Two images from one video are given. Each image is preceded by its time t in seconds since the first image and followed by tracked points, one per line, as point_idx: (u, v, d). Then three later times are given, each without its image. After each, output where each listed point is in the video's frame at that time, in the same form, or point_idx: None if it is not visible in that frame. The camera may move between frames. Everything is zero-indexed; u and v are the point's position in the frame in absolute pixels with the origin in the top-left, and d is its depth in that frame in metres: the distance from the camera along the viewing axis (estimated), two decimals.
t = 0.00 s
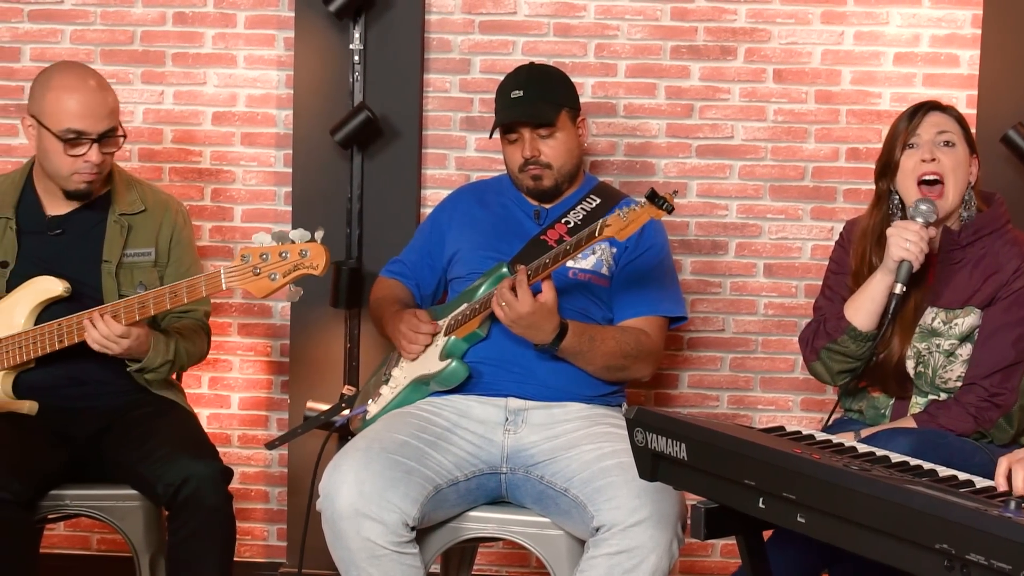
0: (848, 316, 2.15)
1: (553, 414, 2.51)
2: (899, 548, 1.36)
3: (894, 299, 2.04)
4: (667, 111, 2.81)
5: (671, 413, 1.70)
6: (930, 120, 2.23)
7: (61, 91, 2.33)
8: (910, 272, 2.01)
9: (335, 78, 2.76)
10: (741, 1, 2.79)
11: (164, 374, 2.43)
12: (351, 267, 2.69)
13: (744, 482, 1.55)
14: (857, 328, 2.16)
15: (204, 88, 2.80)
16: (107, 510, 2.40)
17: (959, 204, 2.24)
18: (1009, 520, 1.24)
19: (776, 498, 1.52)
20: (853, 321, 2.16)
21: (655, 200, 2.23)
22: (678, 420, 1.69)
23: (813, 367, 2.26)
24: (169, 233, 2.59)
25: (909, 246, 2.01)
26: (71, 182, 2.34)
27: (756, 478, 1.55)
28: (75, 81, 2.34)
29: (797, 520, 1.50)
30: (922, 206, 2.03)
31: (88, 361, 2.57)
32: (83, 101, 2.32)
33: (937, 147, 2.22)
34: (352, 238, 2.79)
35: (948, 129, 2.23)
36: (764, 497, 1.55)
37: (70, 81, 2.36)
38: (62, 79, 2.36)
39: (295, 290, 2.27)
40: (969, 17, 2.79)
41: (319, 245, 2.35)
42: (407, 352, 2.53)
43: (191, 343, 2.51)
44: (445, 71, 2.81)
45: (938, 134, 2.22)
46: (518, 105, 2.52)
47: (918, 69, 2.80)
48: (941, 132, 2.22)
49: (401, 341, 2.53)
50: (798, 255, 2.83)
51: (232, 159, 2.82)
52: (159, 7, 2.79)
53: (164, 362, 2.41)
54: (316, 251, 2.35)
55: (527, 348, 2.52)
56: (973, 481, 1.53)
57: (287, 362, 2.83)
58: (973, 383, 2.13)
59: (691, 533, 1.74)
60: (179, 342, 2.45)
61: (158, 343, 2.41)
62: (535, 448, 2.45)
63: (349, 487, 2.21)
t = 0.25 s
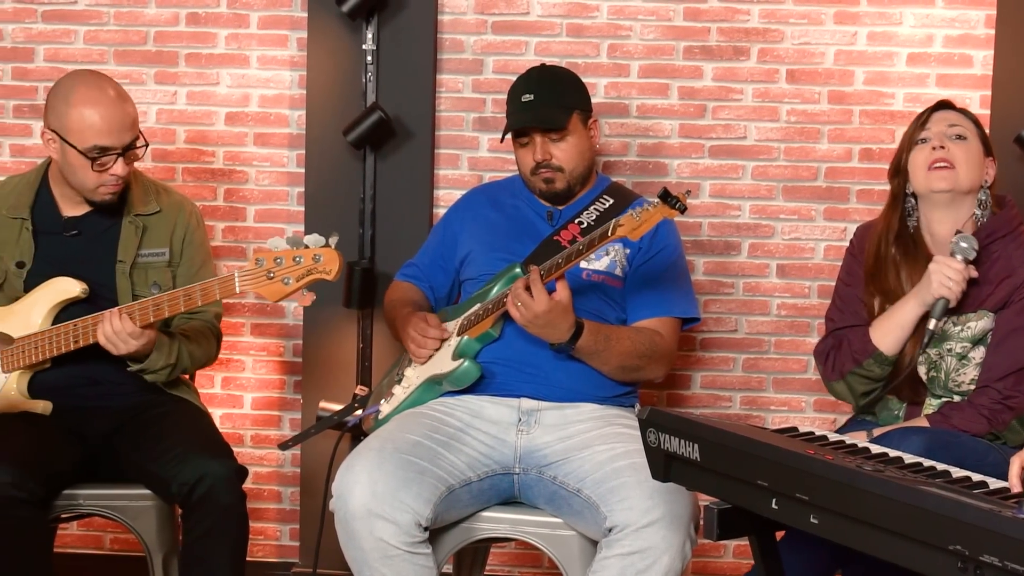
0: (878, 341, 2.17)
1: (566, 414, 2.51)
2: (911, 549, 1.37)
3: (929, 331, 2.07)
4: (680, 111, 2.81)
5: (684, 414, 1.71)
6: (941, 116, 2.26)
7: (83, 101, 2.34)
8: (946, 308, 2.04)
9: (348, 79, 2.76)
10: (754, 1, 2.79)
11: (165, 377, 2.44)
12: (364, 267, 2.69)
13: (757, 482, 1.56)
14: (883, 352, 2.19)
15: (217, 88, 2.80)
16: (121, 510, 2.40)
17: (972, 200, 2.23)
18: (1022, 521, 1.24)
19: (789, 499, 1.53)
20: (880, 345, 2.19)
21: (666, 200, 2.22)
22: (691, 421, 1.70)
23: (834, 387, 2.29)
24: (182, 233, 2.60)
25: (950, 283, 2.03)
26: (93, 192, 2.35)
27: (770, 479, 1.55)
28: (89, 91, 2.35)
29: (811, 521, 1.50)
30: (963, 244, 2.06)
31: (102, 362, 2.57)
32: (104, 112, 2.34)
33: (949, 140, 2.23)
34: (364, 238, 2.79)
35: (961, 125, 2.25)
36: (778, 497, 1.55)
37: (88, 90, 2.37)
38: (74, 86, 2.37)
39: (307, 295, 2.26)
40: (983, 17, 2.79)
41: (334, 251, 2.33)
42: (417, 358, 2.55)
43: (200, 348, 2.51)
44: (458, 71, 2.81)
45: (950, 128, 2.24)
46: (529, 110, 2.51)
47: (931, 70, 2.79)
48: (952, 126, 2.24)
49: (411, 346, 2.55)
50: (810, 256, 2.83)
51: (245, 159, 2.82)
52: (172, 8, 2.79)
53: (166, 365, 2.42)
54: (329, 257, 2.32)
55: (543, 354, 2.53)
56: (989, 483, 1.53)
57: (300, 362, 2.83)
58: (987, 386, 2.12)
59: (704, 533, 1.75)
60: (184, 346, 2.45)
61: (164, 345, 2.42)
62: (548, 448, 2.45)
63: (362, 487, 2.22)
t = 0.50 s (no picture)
0: (889, 344, 2.16)
1: (580, 416, 2.51)
2: (927, 552, 1.36)
3: (938, 335, 2.07)
4: (695, 113, 2.81)
5: (698, 415, 1.71)
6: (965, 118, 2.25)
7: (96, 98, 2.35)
8: (955, 311, 2.04)
9: (362, 81, 2.76)
10: (769, 3, 2.78)
11: (187, 382, 2.44)
12: (378, 268, 2.70)
13: (772, 485, 1.56)
14: (894, 355, 2.18)
15: (232, 90, 2.81)
16: (136, 510, 2.41)
17: (991, 204, 2.23)
18: None
19: (804, 501, 1.53)
20: (890, 348, 2.18)
21: (682, 200, 2.22)
22: (705, 423, 1.70)
23: (847, 389, 2.29)
24: (200, 235, 2.59)
25: (959, 286, 2.03)
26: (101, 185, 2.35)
27: (784, 480, 1.55)
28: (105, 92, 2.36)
29: (826, 523, 1.50)
30: (972, 246, 2.05)
31: (117, 362, 2.57)
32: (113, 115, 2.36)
33: (970, 142, 2.23)
34: (379, 240, 2.79)
35: (983, 128, 2.24)
36: (793, 499, 1.55)
37: (99, 88, 2.37)
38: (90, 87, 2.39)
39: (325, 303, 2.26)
40: (999, 19, 2.78)
41: (353, 259, 2.35)
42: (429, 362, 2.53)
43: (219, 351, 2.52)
44: (473, 73, 2.81)
45: (973, 130, 2.23)
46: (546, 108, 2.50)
47: (947, 71, 2.78)
48: (975, 129, 2.23)
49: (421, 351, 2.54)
50: (825, 257, 2.83)
51: (260, 161, 2.83)
52: (187, 9, 2.79)
53: (186, 370, 2.42)
54: (347, 265, 2.34)
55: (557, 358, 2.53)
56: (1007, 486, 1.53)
57: (314, 363, 2.83)
58: (1002, 388, 2.11)
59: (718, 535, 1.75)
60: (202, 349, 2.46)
61: (183, 349, 2.42)
62: (562, 450, 2.44)
63: (376, 488, 2.22)
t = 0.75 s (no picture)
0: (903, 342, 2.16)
1: (592, 419, 2.51)
2: (938, 555, 1.38)
3: (950, 332, 2.05)
4: (707, 115, 2.81)
5: (711, 419, 1.72)
6: (977, 121, 2.24)
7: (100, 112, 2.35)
8: (968, 308, 2.01)
9: (375, 84, 2.77)
10: (782, 5, 2.78)
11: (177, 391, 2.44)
12: (391, 271, 2.69)
13: (785, 488, 1.57)
14: (907, 353, 2.18)
15: (245, 92, 2.81)
16: (149, 513, 2.42)
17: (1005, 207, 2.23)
18: None
19: (816, 504, 1.55)
20: (903, 346, 2.18)
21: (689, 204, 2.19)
22: (719, 426, 1.71)
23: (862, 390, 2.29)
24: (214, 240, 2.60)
25: (971, 283, 2.00)
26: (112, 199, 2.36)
27: (797, 484, 1.56)
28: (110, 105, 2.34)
29: (838, 526, 1.52)
30: (984, 243, 2.04)
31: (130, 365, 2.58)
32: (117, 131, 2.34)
33: (983, 147, 2.22)
34: (391, 243, 2.79)
35: (997, 131, 2.24)
36: (806, 503, 1.57)
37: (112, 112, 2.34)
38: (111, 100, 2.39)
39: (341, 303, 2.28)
40: (1012, 21, 2.77)
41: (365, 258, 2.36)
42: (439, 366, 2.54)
43: (217, 359, 2.51)
44: (485, 75, 2.81)
45: (985, 135, 2.23)
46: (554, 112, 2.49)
47: (960, 74, 2.78)
48: (988, 133, 2.23)
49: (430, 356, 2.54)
50: (838, 260, 2.82)
51: (273, 163, 2.83)
52: (200, 12, 2.79)
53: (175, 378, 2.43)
54: (360, 265, 2.35)
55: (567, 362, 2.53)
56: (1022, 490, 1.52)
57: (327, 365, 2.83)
58: (1017, 389, 2.09)
59: (730, 539, 1.77)
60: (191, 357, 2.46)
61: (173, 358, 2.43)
62: (574, 453, 2.44)
63: (389, 491, 2.23)
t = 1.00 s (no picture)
0: (913, 343, 2.16)
1: (605, 421, 2.51)
2: (953, 559, 1.39)
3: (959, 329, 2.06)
4: (721, 118, 2.81)
5: (726, 422, 1.72)
6: (991, 123, 2.23)
7: (123, 104, 2.36)
8: (974, 304, 2.03)
9: (388, 86, 2.77)
10: (796, 8, 2.78)
11: (180, 397, 2.45)
12: (404, 273, 2.69)
13: (798, 490, 1.58)
14: (919, 353, 2.18)
15: (259, 95, 2.81)
16: (162, 514, 2.42)
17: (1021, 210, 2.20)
18: None
19: (830, 507, 1.55)
20: (914, 347, 2.18)
21: (706, 210, 2.16)
22: (734, 429, 1.71)
23: (874, 392, 2.28)
24: (223, 243, 2.60)
25: (977, 279, 2.01)
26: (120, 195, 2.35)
27: (811, 487, 1.57)
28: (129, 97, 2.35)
29: (852, 529, 1.51)
30: (992, 239, 2.02)
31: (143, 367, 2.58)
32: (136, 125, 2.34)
33: (997, 149, 2.20)
34: (404, 245, 2.79)
35: (1011, 133, 2.22)
36: (820, 506, 1.57)
37: (132, 102, 2.37)
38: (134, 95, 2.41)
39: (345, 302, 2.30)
40: None
41: (370, 258, 2.39)
42: (456, 364, 2.54)
43: (222, 362, 2.51)
44: (499, 78, 2.81)
45: (999, 137, 2.21)
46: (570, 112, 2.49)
47: (974, 77, 2.78)
48: (1001, 135, 2.21)
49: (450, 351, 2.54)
50: (851, 263, 2.82)
51: (286, 166, 2.83)
52: (214, 15, 2.79)
53: (177, 386, 2.43)
54: (364, 265, 2.38)
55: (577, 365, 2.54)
56: None
57: (340, 368, 2.83)
58: None
59: (744, 541, 1.76)
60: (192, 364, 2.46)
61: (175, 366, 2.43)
62: (588, 455, 2.44)
63: (401, 494, 2.22)
